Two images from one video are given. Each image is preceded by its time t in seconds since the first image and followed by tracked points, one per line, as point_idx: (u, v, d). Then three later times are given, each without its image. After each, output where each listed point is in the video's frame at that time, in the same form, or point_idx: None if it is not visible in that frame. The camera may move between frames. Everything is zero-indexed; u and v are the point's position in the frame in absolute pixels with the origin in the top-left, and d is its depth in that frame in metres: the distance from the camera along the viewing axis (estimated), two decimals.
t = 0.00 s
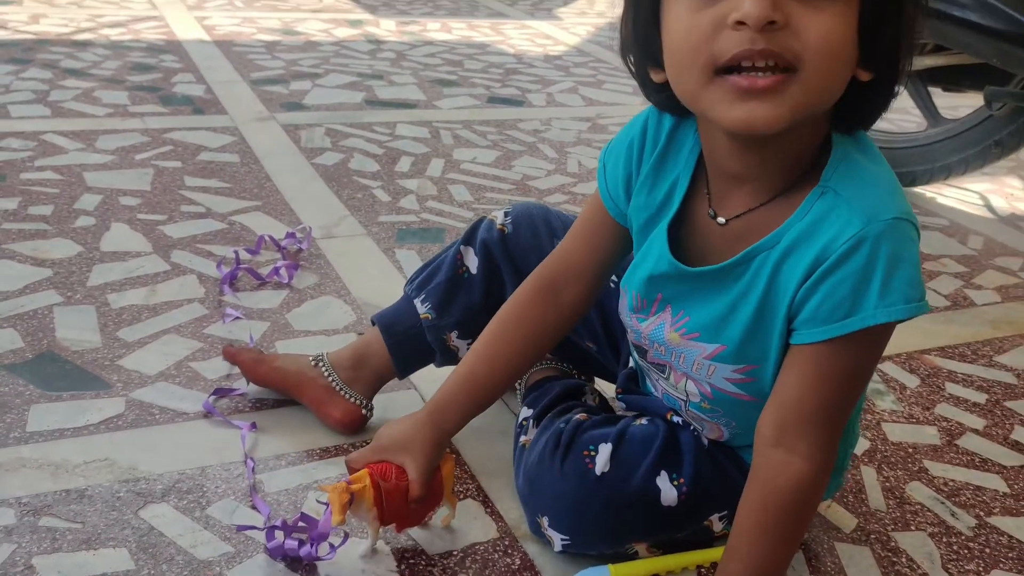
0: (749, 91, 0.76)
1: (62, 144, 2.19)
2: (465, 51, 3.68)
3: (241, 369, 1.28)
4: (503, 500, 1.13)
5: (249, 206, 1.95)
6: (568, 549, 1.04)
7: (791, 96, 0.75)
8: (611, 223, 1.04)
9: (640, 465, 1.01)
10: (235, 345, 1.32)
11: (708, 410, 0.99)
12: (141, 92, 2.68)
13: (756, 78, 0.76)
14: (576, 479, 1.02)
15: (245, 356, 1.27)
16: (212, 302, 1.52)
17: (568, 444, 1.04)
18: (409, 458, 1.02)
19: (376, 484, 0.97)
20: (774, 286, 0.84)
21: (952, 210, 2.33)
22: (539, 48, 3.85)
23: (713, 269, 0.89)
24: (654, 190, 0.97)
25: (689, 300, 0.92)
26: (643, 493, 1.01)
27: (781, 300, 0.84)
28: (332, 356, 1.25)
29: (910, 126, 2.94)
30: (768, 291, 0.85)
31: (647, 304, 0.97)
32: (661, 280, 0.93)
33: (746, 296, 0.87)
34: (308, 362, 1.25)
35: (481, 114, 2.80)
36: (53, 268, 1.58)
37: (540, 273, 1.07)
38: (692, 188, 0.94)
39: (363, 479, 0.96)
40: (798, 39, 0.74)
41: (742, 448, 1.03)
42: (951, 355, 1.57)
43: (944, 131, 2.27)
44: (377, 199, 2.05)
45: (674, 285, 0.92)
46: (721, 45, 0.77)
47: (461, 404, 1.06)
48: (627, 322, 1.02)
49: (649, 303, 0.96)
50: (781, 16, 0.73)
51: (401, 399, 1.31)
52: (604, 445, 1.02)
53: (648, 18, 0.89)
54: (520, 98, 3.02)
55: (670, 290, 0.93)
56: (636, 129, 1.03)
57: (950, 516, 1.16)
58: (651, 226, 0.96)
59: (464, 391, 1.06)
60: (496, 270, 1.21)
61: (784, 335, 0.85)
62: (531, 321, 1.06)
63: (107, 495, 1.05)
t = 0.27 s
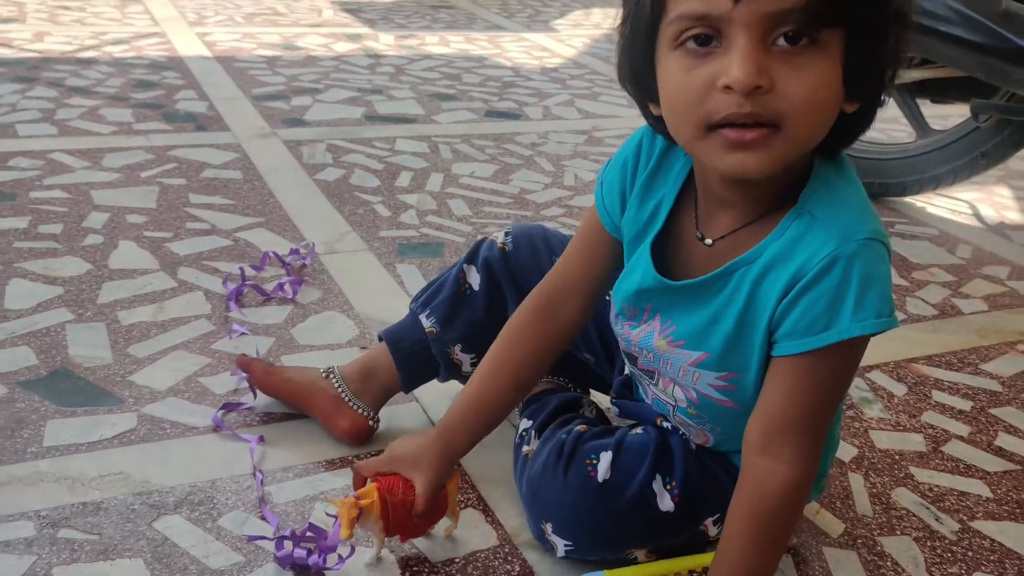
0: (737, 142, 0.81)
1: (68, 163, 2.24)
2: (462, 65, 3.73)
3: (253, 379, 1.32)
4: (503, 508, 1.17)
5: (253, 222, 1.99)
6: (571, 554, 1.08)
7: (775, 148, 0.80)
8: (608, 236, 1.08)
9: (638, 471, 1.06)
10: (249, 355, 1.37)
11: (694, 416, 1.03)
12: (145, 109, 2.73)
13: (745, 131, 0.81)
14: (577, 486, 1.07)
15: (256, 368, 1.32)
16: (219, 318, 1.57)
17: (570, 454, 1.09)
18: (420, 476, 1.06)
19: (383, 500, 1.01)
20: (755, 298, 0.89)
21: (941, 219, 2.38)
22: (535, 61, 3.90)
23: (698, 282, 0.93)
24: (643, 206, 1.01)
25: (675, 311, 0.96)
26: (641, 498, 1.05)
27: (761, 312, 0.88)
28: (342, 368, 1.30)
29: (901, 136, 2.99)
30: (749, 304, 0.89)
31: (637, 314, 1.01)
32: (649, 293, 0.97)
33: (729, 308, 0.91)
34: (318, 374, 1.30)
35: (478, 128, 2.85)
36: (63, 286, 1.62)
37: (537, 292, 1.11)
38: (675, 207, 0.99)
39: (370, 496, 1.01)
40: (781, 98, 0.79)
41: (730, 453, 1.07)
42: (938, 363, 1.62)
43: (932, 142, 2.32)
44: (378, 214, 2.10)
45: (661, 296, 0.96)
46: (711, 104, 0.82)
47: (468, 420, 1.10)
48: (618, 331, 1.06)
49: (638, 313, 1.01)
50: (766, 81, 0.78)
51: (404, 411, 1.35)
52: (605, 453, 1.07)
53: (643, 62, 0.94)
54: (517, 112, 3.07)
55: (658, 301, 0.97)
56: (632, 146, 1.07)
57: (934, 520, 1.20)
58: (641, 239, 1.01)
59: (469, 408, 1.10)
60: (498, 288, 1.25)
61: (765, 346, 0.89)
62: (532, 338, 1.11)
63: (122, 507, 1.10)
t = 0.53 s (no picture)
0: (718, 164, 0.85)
1: (71, 192, 2.28)
2: (457, 89, 3.79)
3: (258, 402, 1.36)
4: (501, 529, 1.21)
5: (253, 249, 2.04)
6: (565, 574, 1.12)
7: (755, 170, 0.85)
8: (598, 266, 1.12)
9: (630, 492, 1.09)
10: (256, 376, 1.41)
11: (683, 438, 1.07)
12: (145, 138, 2.78)
13: (726, 151, 0.85)
14: (571, 507, 1.10)
15: (261, 391, 1.36)
16: (221, 344, 1.60)
17: (565, 476, 1.12)
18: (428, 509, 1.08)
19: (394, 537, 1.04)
20: (738, 325, 0.93)
21: (927, 238, 2.43)
22: (528, 85, 3.96)
23: (683, 309, 0.97)
24: (625, 232, 1.06)
25: (662, 337, 1.00)
26: (632, 518, 1.09)
27: (744, 339, 0.93)
28: (342, 395, 1.33)
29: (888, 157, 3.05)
30: (733, 330, 0.93)
31: (626, 340, 1.05)
32: (637, 319, 1.01)
33: (713, 334, 0.95)
34: (320, 400, 1.33)
35: (473, 153, 2.90)
36: (68, 315, 1.66)
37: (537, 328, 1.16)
38: (656, 235, 1.03)
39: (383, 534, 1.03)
40: (761, 125, 0.83)
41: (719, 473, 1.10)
42: (923, 382, 1.66)
43: (918, 163, 2.37)
44: (375, 239, 2.14)
45: (649, 323, 1.00)
46: (696, 127, 0.86)
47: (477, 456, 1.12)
48: (608, 357, 1.10)
49: (627, 339, 1.04)
50: (748, 104, 0.83)
51: (403, 435, 1.39)
52: (598, 476, 1.10)
53: (632, 92, 0.97)
54: (511, 136, 3.13)
55: (646, 327, 1.01)
56: (617, 179, 1.12)
57: (918, 536, 1.24)
58: (627, 260, 1.05)
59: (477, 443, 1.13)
60: (494, 313, 1.29)
61: (748, 371, 0.93)
62: (536, 372, 1.15)
63: (130, 532, 1.13)
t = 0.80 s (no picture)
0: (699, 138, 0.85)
1: (63, 191, 2.28)
2: (449, 88, 3.80)
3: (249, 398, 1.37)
4: (492, 522, 1.22)
5: (245, 247, 2.04)
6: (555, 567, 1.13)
7: (734, 145, 0.85)
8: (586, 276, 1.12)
9: (618, 484, 1.10)
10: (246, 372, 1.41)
11: (678, 431, 1.08)
12: (137, 137, 2.78)
13: (704, 125, 0.85)
14: (561, 501, 1.11)
15: (252, 386, 1.36)
16: (213, 341, 1.61)
17: (555, 469, 1.13)
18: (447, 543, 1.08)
19: None
20: (733, 320, 0.94)
21: (916, 234, 2.45)
22: (520, 84, 3.97)
23: (678, 305, 0.97)
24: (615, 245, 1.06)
25: (656, 333, 1.01)
26: (620, 510, 1.10)
27: (739, 332, 0.93)
28: (333, 390, 1.33)
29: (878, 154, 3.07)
30: (728, 324, 0.94)
31: (620, 339, 1.05)
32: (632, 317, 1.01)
33: (709, 329, 0.96)
34: (310, 394, 1.34)
35: (464, 151, 2.91)
36: (60, 312, 1.66)
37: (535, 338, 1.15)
38: (649, 241, 1.03)
39: None
40: (739, 99, 0.84)
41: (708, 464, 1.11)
42: (911, 375, 1.67)
43: (905, 159, 2.39)
44: (367, 237, 2.15)
45: (643, 320, 1.00)
46: (674, 105, 0.87)
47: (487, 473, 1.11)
48: (597, 356, 1.10)
49: (621, 337, 1.04)
50: (725, 79, 0.84)
51: (395, 429, 1.39)
52: (586, 468, 1.11)
53: (613, 85, 0.99)
54: (502, 134, 3.14)
55: (640, 325, 1.01)
56: (597, 191, 1.12)
57: (906, 526, 1.25)
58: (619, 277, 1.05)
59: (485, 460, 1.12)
60: (481, 306, 1.29)
61: (743, 363, 0.94)
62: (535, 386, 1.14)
63: (122, 526, 1.13)
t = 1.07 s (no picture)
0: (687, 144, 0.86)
1: (57, 196, 2.28)
2: (444, 92, 3.80)
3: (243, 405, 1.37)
4: (488, 529, 1.22)
5: (240, 252, 2.04)
6: (551, 575, 1.12)
7: (723, 150, 0.85)
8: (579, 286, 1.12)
9: (613, 492, 1.10)
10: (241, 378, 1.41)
11: (674, 438, 1.08)
12: (132, 141, 2.77)
13: (692, 131, 0.85)
14: (556, 509, 1.11)
15: (247, 394, 1.36)
16: (209, 347, 1.61)
17: (549, 477, 1.13)
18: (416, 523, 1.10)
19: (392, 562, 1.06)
20: (727, 328, 0.94)
21: (911, 238, 2.45)
22: (515, 87, 3.97)
23: (673, 312, 0.97)
24: (612, 255, 1.06)
25: (651, 340, 1.00)
26: (615, 518, 1.10)
27: (733, 341, 0.93)
28: (328, 397, 1.33)
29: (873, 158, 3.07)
30: (721, 332, 0.94)
31: (615, 344, 1.04)
32: (625, 323, 1.01)
33: (703, 336, 0.96)
34: (305, 401, 1.33)
35: (460, 155, 2.90)
36: (54, 318, 1.66)
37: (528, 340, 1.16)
38: (645, 250, 1.03)
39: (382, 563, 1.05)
40: (725, 103, 0.84)
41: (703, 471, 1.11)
42: (906, 379, 1.67)
43: (900, 164, 2.40)
44: (362, 242, 2.15)
45: (637, 326, 1.00)
46: (664, 110, 0.87)
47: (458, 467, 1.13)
48: (593, 360, 1.10)
49: (616, 343, 1.04)
50: (712, 83, 0.85)
51: (390, 436, 1.39)
52: (581, 477, 1.11)
53: (609, 93, 0.99)
54: (498, 138, 3.13)
55: (634, 331, 1.01)
56: (593, 204, 1.12)
57: (902, 532, 1.25)
58: (613, 290, 1.05)
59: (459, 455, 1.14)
60: (478, 313, 1.29)
61: (737, 371, 0.94)
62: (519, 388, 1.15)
63: (117, 535, 1.13)
